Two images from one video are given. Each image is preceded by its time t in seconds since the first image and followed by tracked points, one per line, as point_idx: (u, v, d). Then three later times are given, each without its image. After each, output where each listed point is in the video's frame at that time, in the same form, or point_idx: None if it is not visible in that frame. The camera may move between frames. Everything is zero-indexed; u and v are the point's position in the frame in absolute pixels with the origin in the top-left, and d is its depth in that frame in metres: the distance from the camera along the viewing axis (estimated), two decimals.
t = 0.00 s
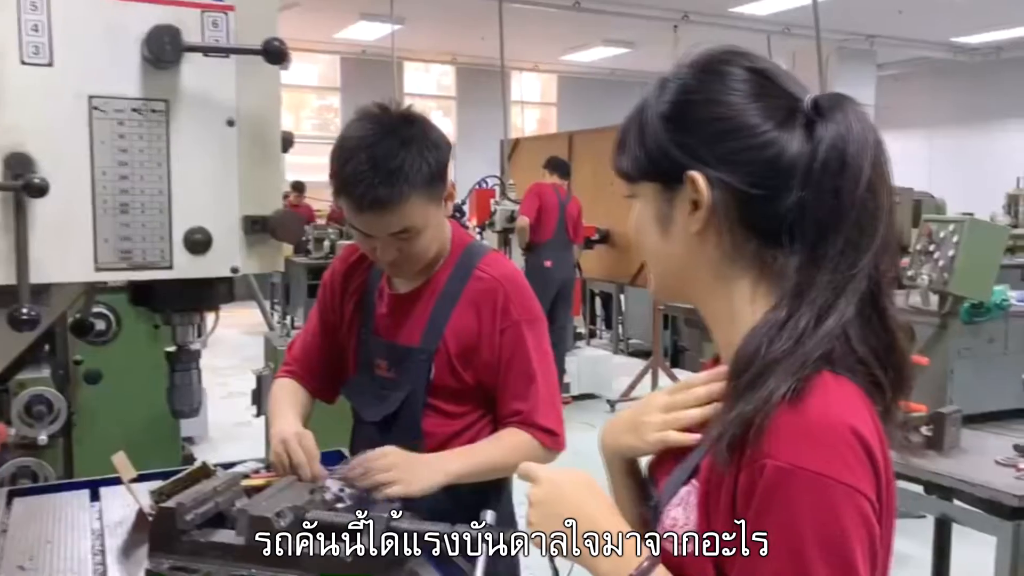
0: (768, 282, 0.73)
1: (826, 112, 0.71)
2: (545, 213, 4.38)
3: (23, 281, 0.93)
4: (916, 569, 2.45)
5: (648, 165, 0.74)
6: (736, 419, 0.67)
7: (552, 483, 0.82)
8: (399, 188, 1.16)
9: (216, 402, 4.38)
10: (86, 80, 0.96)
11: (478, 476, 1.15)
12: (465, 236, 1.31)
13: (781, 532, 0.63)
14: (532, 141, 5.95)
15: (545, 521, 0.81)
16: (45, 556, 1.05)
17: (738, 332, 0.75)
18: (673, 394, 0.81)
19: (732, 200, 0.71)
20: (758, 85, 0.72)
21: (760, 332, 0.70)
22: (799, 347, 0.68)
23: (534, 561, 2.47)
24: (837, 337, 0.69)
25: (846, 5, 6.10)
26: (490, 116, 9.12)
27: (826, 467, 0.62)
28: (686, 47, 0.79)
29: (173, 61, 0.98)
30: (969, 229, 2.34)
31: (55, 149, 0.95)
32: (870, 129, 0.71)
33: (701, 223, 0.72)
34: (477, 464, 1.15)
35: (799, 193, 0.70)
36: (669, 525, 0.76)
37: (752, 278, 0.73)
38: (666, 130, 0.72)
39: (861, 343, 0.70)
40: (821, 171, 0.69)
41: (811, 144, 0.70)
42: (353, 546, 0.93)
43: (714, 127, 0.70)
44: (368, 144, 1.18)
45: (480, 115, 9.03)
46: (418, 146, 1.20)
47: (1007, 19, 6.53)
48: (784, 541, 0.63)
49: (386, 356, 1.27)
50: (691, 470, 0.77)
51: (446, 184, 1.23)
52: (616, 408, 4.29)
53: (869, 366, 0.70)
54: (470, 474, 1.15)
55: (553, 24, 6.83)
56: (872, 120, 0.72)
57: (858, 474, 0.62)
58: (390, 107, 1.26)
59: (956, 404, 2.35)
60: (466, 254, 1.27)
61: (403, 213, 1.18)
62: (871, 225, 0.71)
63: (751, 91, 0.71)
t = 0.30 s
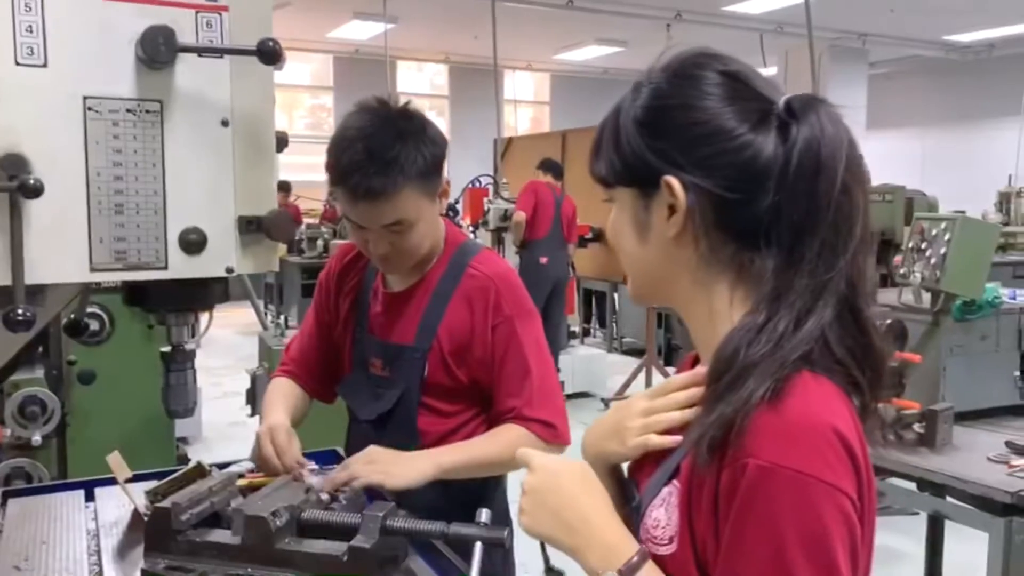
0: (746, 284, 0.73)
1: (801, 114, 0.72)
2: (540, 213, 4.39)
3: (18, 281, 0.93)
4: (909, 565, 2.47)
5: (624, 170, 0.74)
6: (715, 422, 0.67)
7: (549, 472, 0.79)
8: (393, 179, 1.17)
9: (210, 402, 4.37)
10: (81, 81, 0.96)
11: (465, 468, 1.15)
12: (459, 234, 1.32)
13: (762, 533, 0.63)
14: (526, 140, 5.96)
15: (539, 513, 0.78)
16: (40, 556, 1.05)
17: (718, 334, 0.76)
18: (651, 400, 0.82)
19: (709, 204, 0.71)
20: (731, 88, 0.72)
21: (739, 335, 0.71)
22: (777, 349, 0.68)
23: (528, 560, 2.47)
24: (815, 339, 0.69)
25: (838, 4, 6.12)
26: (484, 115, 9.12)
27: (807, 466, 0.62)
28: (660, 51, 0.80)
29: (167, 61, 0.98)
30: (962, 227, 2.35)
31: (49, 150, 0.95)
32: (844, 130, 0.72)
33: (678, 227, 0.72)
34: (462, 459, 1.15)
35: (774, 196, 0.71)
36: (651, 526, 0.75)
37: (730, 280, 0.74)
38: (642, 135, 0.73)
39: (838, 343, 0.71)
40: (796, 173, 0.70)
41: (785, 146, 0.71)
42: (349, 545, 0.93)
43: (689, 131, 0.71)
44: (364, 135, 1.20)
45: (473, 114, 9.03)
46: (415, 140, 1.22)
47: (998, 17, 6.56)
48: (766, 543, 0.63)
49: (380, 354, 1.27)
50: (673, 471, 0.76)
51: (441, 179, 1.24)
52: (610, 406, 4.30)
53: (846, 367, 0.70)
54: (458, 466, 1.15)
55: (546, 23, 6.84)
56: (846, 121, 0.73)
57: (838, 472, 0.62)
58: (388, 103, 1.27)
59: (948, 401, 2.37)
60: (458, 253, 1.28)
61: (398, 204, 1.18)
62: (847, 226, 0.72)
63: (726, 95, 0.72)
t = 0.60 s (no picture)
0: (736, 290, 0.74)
1: (789, 120, 0.72)
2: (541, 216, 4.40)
3: (22, 287, 0.94)
4: (910, 569, 2.46)
5: (614, 177, 0.75)
6: (705, 427, 0.67)
7: (544, 472, 0.79)
8: (391, 182, 1.18)
9: (210, 406, 4.37)
10: (84, 87, 0.96)
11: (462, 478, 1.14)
12: (462, 238, 1.33)
13: (751, 539, 0.63)
14: (526, 143, 5.97)
15: (535, 513, 0.78)
16: (43, 560, 1.05)
17: (710, 338, 0.76)
18: (645, 408, 0.83)
19: (699, 210, 0.71)
20: (720, 95, 0.73)
21: (728, 341, 0.71)
22: (766, 355, 0.68)
23: (529, 563, 2.47)
24: (804, 345, 0.70)
25: (838, 7, 6.13)
26: (484, 118, 9.12)
27: (796, 471, 0.62)
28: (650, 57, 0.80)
29: (170, 67, 0.98)
30: (961, 229, 2.36)
31: (53, 155, 0.95)
32: (832, 136, 0.72)
33: (669, 233, 0.73)
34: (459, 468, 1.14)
35: (763, 202, 0.71)
36: (643, 532, 0.75)
37: (720, 286, 0.74)
38: (631, 143, 0.73)
39: (827, 349, 0.71)
40: (785, 179, 0.70)
41: (774, 152, 0.71)
42: (350, 549, 0.92)
43: (679, 139, 0.71)
44: (364, 137, 1.21)
45: (474, 117, 9.04)
46: (415, 143, 1.22)
47: (999, 20, 6.57)
48: (755, 549, 0.62)
49: (381, 357, 1.27)
50: (665, 476, 0.76)
51: (442, 182, 1.25)
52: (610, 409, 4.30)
53: (836, 371, 0.70)
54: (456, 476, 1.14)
55: (546, 26, 6.84)
56: (834, 126, 0.73)
57: (827, 477, 0.62)
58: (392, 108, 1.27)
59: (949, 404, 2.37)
60: (461, 257, 1.28)
61: (398, 206, 1.19)
62: (836, 232, 0.72)
63: (715, 102, 0.72)
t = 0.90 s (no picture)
0: (734, 295, 0.74)
1: (784, 124, 0.72)
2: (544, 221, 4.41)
3: (24, 290, 0.94)
4: None
5: (611, 184, 0.75)
6: (701, 433, 0.67)
7: (541, 479, 0.79)
8: (414, 190, 1.18)
9: (213, 410, 4.37)
10: (87, 92, 0.97)
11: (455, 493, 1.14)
12: (470, 245, 1.33)
13: (747, 546, 0.62)
14: (529, 147, 5.97)
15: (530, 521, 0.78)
16: (44, 564, 1.05)
17: (707, 343, 0.76)
18: (644, 416, 0.83)
19: (695, 216, 0.72)
20: (715, 100, 0.73)
21: (725, 346, 0.71)
22: (762, 360, 0.68)
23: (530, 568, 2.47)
24: (799, 349, 0.70)
25: (841, 12, 6.13)
26: (487, 123, 9.13)
27: (792, 479, 0.62)
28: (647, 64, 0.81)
29: (173, 72, 0.99)
30: (965, 234, 2.36)
31: (56, 160, 0.96)
32: (826, 140, 0.72)
33: (666, 239, 0.73)
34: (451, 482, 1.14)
35: (758, 207, 0.71)
36: (642, 538, 0.75)
37: (718, 291, 0.74)
38: (627, 149, 0.74)
39: (823, 353, 0.71)
40: (780, 183, 0.70)
41: (769, 156, 0.71)
42: (351, 553, 0.92)
43: (675, 144, 0.71)
44: (384, 144, 1.21)
45: (477, 121, 9.05)
46: (436, 153, 1.23)
47: (1002, 25, 6.56)
48: (751, 557, 0.62)
49: (387, 361, 1.27)
50: (664, 483, 0.76)
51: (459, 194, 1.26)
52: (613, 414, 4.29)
53: (832, 375, 0.70)
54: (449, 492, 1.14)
55: (549, 31, 6.85)
56: (829, 130, 0.73)
57: (823, 484, 0.62)
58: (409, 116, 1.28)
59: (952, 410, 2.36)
60: (471, 265, 1.28)
61: (418, 214, 1.19)
62: (831, 236, 0.72)
63: (711, 107, 0.72)
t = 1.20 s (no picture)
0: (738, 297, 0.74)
1: (788, 123, 0.72)
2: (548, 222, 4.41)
3: (29, 290, 0.94)
4: None
5: (615, 187, 0.75)
6: (705, 436, 0.67)
7: (545, 481, 0.79)
8: (440, 158, 1.21)
9: (217, 410, 4.37)
10: (93, 92, 0.97)
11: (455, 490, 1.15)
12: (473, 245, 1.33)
13: (752, 549, 0.62)
14: (534, 149, 5.97)
15: (533, 524, 0.78)
16: (48, 563, 1.05)
17: (711, 344, 0.76)
18: (649, 418, 0.83)
19: (699, 217, 0.72)
20: (719, 100, 0.73)
21: (730, 347, 0.71)
22: (766, 362, 0.68)
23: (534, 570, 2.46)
24: (803, 350, 0.70)
25: (847, 15, 6.12)
26: (492, 124, 9.14)
27: (797, 481, 0.62)
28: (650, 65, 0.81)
29: (179, 73, 0.99)
30: (969, 238, 2.35)
31: (61, 160, 0.96)
32: (830, 140, 0.72)
33: (672, 241, 0.73)
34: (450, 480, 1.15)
35: (762, 207, 0.71)
36: (649, 541, 0.75)
37: (722, 292, 0.74)
38: (632, 151, 0.74)
39: (827, 353, 0.71)
40: (784, 183, 0.70)
41: (774, 154, 0.71)
42: (354, 554, 0.92)
43: (680, 144, 0.71)
44: (401, 125, 1.23)
45: (481, 123, 9.05)
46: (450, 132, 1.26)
47: (1007, 28, 6.55)
48: (757, 560, 0.62)
49: (391, 364, 1.27)
50: (670, 485, 0.76)
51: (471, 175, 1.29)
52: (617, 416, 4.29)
53: (836, 376, 0.70)
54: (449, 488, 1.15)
55: (554, 33, 6.85)
56: (832, 129, 0.73)
57: (828, 486, 0.62)
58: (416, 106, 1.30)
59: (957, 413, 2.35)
60: (474, 265, 1.28)
61: (445, 183, 1.21)
62: (836, 236, 0.72)
63: (715, 107, 0.72)
